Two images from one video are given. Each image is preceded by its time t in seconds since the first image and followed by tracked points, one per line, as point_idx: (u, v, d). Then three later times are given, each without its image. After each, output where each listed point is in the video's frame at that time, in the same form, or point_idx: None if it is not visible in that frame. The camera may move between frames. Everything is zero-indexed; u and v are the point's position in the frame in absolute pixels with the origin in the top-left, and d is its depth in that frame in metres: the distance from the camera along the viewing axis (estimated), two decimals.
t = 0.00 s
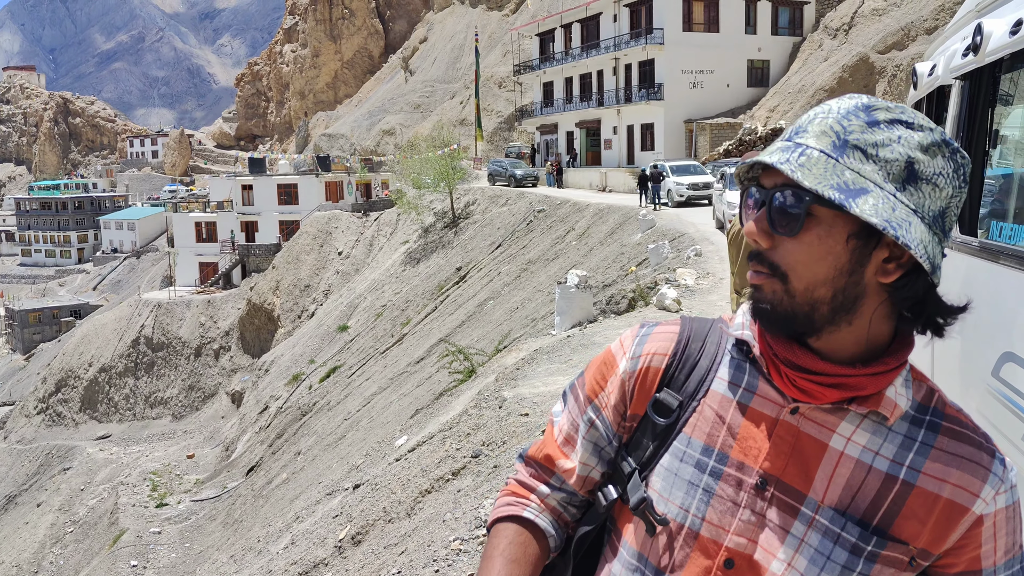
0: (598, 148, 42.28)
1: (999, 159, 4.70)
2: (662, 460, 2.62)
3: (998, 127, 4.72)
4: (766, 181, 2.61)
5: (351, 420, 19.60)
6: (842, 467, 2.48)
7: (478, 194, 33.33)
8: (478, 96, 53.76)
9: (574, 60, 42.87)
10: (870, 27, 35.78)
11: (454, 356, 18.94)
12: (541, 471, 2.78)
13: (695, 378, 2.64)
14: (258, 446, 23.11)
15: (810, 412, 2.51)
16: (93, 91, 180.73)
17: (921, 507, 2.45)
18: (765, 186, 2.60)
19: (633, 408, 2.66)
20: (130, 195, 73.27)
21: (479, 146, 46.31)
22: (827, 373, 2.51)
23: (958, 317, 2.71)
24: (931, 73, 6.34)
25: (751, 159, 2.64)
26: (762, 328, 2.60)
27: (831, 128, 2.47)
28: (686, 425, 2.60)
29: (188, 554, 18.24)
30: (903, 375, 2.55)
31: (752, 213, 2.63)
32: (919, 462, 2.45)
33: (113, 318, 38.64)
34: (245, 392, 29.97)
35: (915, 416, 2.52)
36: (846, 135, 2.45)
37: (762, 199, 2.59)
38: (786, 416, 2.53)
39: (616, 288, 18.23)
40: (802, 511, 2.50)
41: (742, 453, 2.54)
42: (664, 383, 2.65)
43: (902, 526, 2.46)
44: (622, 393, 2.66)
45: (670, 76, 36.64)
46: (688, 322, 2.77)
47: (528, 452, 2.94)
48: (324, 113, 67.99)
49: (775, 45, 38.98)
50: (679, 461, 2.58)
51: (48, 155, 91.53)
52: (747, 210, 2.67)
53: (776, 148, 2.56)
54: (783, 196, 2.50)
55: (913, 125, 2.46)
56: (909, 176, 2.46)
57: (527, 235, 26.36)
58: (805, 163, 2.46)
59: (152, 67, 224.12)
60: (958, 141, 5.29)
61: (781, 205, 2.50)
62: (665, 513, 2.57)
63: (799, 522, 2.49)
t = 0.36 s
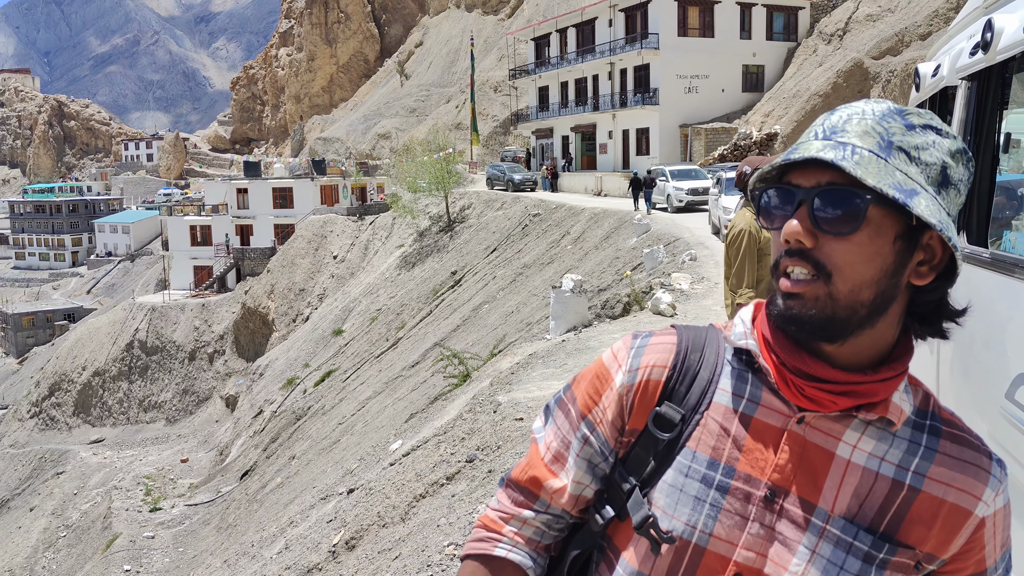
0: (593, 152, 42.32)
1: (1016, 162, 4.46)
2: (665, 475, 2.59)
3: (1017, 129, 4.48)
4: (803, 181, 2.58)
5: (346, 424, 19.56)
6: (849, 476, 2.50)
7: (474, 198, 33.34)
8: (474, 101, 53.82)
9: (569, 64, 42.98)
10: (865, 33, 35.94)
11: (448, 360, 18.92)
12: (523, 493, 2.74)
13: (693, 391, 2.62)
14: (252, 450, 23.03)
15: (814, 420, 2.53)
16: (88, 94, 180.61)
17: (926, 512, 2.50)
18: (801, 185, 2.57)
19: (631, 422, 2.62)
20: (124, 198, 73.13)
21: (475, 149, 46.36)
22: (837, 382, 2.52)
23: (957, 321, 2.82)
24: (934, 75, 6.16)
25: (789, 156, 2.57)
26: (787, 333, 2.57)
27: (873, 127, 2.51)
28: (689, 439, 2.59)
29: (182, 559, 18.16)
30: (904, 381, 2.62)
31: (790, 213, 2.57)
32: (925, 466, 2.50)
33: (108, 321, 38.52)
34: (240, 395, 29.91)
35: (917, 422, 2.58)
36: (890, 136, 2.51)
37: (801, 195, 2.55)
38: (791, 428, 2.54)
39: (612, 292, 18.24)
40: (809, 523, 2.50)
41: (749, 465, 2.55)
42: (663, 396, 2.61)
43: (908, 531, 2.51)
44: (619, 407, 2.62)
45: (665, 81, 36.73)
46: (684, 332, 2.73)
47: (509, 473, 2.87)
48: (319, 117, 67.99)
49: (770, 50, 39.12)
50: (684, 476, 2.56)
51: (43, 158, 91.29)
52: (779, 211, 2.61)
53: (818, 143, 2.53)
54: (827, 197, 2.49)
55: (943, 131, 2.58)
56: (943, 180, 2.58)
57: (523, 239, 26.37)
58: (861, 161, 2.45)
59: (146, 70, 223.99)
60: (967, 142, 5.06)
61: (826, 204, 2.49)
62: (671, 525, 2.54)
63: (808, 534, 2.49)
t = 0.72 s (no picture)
0: (593, 154, 42.33)
1: None
2: (664, 479, 2.58)
3: None
4: (829, 181, 2.57)
5: (346, 426, 19.58)
6: (845, 478, 2.52)
7: (474, 199, 33.34)
8: (474, 102, 53.87)
9: (571, 66, 42.99)
10: (866, 35, 35.96)
11: (448, 361, 18.90)
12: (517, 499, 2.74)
13: (693, 394, 2.61)
14: (252, 451, 23.04)
15: (809, 422, 2.54)
16: (89, 94, 180.63)
17: (920, 509, 2.54)
18: (831, 186, 2.55)
19: (629, 424, 2.61)
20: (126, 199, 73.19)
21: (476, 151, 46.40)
22: (839, 383, 2.53)
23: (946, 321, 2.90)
24: (945, 72, 5.88)
25: (820, 154, 2.54)
26: (802, 335, 2.57)
27: (899, 131, 2.56)
28: (688, 441, 2.58)
29: (181, 560, 18.14)
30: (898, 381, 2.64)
31: (819, 212, 2.55)
32: (917, 464, 2.54)
33: (108, 322, 38.54)
34: (240, 396, 29.92)
35: (908, 422, 2.62)
36: (917, 142, 2.56)
37: (828, 197, 2.54)
38: (789, 430, 2.55)
39: (613, 294, 18.23)
40: (807, 521, 2.51)
41: (749, 467, 2.55)
42: (661, 399, 2.60)
43: (903, 530, 2.54)
44: (616, 411, 2.62)
45: (666, 83, 36.75)
46: (679, 334, 2.73)
47: (498, 480, 2.85)
48: (319, 118, 68.03)
49: (771, 53, 39.14)
50: (684, 479, 2.56)
51: (44, 158, 91.34)
52: (804, 211, 2.59)
53: (852, 144, 2.53)
54: (866, 202, 2.50)
55: (950, 140, 2.67)
56: (953, 187, 2.65)
57: (524, 241, 26.35)
58: (895, 166, 2.49)
59: (147, 70, 224.11)
60: (982, 142, 4.63)
61: (861, 205, 2.50)
62: (673, 528, 2.54)
63: (806, 532, 2.51)
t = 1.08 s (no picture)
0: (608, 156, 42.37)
1: None
2: (668, 475, 2.60)
3: None
4: (834, 183, 2.63)
5: (359, 427, 19.63)
6: (848, 477, 2.57)
7: (487, 202, 33.30)
8: (489, 104, 53.94)
9: (584, 69, 42.95)
10: (882, 37, 35.77)
11: (461, 364, 18.93)
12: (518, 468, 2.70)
13: (699, 392, 2.63)
14: (266, 452, 23.11)
15: (813, 423, 2.59)
16: (106, 97, 182.11)
17: (920, 511, 2.60)
18: (834, 189, 2.62)
19: (635, 421, 2.63)
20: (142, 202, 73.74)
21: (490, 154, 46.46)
22: (843, 384, 2.58)
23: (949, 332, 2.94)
24: (970, 69, 5.79)
25: (827, 157, 2.61)
26: (805, 336, 2.61)
27: (907, 140, 2.59)
28: (693, 440, 2.61)
29: (196, 560, 18.25)
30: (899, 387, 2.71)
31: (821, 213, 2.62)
32: (919, 467, 2.61)
33: (125, 323, 38.81)
34: (254, 397, 30.06)
35: (909, 426, 2.70)
36: (924, 151, 2.59)
37: (833, 199, 2.59)
38: (795, 429, 2.59)
39: (626, 297, 18.17)
40: (809, 520, 2.56)
41: (752, 465, 2.59)
42: (667, 397, 2.63)
43: (903, 531, 2.61)
44: (620, 405, 2.63)
45: (680, 85, 36.64)
46: (686, 333, 2.75)
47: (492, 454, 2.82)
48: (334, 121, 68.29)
49: (786, 54, 38.97)
50: (688, 477, 2.58)
51: (63, 161, 92.11)
52: (809, 211, 2.66)
53: (855, 148, 2.58)
54: (867, 207, 2.55)
55: (963, 150, 2.69)
56: (963, 198, 2.68)
57: (537, 243, 26.33)
58: (901, 171, 2.52)
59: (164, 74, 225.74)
60: (1015, 142, 4.47)
61: (863, 212, 2.55)
62: (677, 525, 2.56)
63: (808, 531, 2.56)
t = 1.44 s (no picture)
0: (638, 162, 42.22)
1: None
2: (695, 471, 2.85)
3: None
4: (864, 195, 2.96)
5: (386, 430, 19.71)
6: (876, 484, 2.84)
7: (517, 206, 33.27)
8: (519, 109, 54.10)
9: (616, 74, 42.80)
10: (919, 43, 35.35)
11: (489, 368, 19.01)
12: (529, 359, 3.10)
13: (730, 391, 2.92)
14: (295, 453, 23.29)
15: (840, 430, 2.88)
16: (143, 100, 185.21)
17: (949, 526, 2.86)
18: (864, 201, 2.94)
19: (667, 414, 2.91)
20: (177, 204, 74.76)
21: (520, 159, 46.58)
22: (872, 392, 2.87)
23: (979, 339, 3.26)
24: None
25: (854, 168, 2.95)
26: (836, 346, 2.90)
27: (938, 150, 2.91)
28: (721, 438, 2.87)
29: (224, 559, 18.44)
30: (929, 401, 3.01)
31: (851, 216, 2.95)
32: (947, 481, 2.88)
33: (158, 323, 39.33)
34: (284, 399, 30.35)
35: (940, 439, 2.99)
36: (954, 162, 2.92)
37: (861, 211, 2.92)
38: (822, 437, 2.87)
39: (655, 304, 18.11)
40: (835, 527, 2.80)
41: (778, 468, 2.85)
42: (696, 394, 2.91)
43: (931, 543, 2.85)
44: (651, 379, 2.96)
45: (712, 90, 36.38)
46: (724, 334, 3.08)
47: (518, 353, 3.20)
48: (366, 125, 68.81)
49: (821, 60, 38.64)
50: (715, 475, 2.83)
51: (100, 163, 93.65)
52: (838, 218, 3.01)
53: (885, 160, 2.90)
54: (893, 215, 2.86)
55: (996, 158, 3.03)
56: (996, 207, 3.01)
57: (566, 248, 26.21)
58: (931, 183, 2.83)
59: (199, 78, 228.95)
60: None
61: (890, 220, 2.87)
62: (699, 522, 2.80)
63: (835, 538, 2.79)
